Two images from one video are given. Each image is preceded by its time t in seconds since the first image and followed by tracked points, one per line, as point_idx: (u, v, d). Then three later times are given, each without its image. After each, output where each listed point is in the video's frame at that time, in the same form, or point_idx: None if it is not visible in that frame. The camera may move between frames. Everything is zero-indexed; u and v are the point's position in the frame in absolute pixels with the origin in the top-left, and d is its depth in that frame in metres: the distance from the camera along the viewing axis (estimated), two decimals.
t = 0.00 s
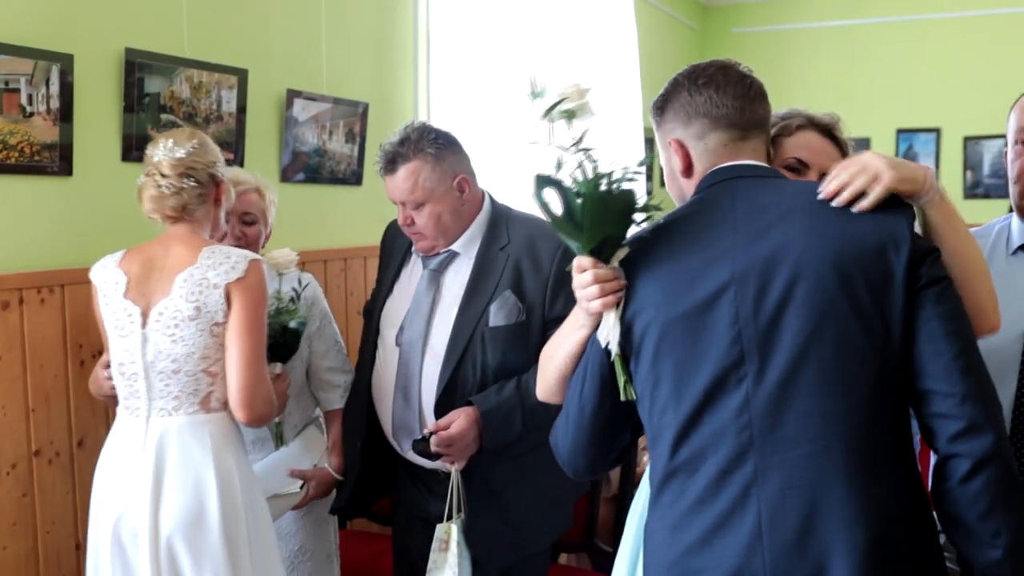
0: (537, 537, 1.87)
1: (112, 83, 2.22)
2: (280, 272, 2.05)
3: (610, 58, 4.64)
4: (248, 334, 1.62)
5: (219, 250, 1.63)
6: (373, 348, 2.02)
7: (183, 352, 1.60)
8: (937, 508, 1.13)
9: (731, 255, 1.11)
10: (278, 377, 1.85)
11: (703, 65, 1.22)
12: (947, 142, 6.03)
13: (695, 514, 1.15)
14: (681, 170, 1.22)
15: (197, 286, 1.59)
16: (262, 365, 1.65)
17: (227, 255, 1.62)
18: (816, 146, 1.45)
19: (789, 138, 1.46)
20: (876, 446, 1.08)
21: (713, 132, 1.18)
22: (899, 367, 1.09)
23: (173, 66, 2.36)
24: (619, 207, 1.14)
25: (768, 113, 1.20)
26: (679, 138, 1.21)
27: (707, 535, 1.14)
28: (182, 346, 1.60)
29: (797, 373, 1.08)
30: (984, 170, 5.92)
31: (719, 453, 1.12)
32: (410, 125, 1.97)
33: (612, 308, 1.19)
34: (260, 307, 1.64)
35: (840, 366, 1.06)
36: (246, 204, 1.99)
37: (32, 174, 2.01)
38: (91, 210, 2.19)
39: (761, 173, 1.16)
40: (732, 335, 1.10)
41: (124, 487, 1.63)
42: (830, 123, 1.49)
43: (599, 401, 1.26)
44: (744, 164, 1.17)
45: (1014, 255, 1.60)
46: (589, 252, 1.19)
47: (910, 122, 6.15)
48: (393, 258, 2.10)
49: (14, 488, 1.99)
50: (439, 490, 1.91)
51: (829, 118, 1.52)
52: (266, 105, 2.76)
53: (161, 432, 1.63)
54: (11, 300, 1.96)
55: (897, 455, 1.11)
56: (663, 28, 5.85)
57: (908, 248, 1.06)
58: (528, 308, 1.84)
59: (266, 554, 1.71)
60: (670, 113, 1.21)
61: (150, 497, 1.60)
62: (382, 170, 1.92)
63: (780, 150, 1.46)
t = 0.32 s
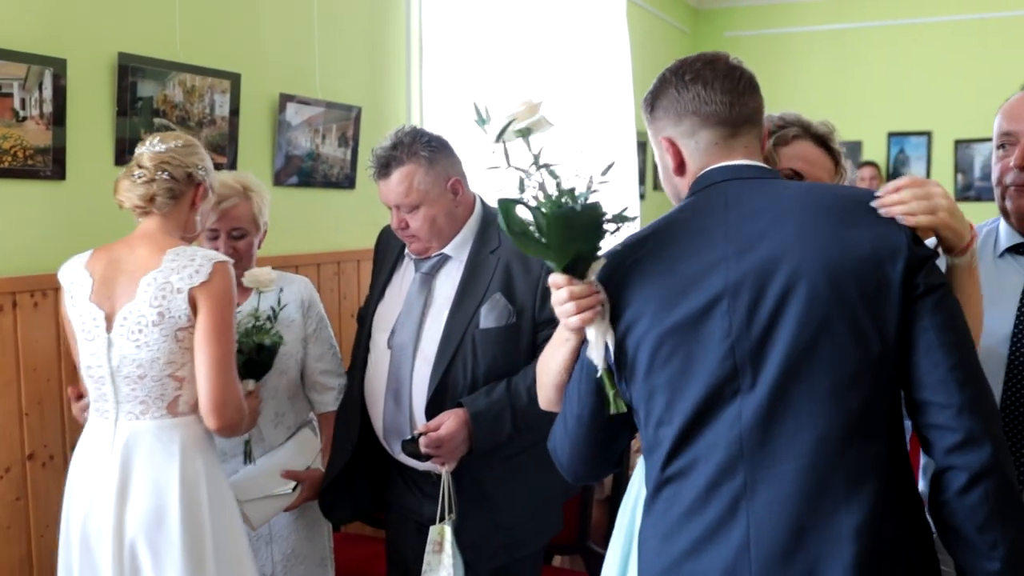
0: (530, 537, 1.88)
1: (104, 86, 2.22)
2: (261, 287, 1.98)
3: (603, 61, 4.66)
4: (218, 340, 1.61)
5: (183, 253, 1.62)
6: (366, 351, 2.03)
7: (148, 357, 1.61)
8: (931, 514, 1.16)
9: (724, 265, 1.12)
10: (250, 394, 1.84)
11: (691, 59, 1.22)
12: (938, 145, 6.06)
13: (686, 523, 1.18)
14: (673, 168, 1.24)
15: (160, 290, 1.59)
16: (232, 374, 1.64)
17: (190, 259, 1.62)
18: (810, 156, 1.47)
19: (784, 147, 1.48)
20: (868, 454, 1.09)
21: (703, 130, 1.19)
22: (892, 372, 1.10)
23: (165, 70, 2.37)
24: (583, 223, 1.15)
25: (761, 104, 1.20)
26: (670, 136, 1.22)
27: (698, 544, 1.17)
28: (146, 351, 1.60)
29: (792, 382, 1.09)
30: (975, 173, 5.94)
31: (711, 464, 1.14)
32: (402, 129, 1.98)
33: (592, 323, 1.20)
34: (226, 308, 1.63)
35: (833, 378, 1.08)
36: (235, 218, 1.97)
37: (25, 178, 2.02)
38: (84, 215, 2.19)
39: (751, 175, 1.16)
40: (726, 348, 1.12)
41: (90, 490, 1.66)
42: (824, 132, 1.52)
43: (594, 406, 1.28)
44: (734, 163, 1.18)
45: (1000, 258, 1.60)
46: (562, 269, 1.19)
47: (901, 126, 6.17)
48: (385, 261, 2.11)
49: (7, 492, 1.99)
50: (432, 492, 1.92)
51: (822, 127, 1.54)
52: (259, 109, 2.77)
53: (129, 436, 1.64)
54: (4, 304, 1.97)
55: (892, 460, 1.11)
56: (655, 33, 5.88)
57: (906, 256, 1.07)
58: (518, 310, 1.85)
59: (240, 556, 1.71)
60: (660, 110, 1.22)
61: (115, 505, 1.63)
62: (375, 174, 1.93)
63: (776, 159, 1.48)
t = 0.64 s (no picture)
0: (527, 539, 1.89)
1: (104, 91, 2.24)
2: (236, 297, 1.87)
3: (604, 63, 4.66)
4: (196, 346, 1.62)
5: (164, 257, 1.63)
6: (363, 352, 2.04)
7: (123, 360, 1.62)
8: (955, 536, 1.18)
9: (750, 282, 1.09)
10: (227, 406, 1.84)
11: (714, 42, 1.20)
12: (937, 148, 6.07)
13: (703, 544, 1.18)
14: (697, 158, 1.24)
15: (138, 293, 1.60)
16: (209, 380, 1.65)
17: (170, 263, 1.62)
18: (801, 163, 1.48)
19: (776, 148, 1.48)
20: (885, 470, 1.09)
21: (721, 119, 1.17)
22: (923, 392, 1.09)
23: (165, 74, 2.38)
24: (543, 241, 1.38)
25: (788, 83, 1.16)
26: (692, 124, 1.21)
27: (714, 564, 1.17)
28: (122, 353, 1.61)
29: (820, 407, 1.08)
30: (973, 176, 5.96)
31: (734, 482, 1.14)
32: (399, 132, 1.98)
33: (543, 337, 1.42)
34: (206, 312, 1.64)
35: (861, 404, 1.07)
36: (227, 231, 1.97)
37: (26, 182, 2.03)
38: (84, 218, 2.21)
39: (776, 174, 1.13)
40: (752, 371, 1.10)
41: (66, 488, 1.67)
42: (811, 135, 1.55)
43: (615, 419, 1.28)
44: (767, 161, 1.14)
45: (998, 259, 1.68)
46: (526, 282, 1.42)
47: (900, 128, 6.18)
48: (383, 264, 2.12)
49: (7, 494, 2.01)
50: (429, 494, 1.93)
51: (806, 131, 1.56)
52: (258, 113, 2.78)
53: (104, 439, 1.66)
54: (4, 308, 1.98)
55: (913, 477, 1.11)
56: (655, 36, 5.89)
57: (941, 280, 1.05)
58: (513, 312, 1.86)
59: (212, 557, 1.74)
60: (683, 97, 1.21)
61: (88, 506, 1.64)
62: (372, 178, 1.94)
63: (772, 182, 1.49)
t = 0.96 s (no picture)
0: (519, 541, 1.89)
1: (99, 94, 2.24)
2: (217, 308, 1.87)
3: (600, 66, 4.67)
4: (179, 346, 1.63)
5: (147, 256, 1.64)
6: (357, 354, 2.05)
7: (107, 359, 1.62)
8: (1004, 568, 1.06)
9: (788, 290, 0.97)
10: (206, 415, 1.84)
11: (772, 22, 1.04)
12: (933, 150, 6.08)
13: None
14: (742, 147, 1.08)
15: (120, 292, 1.61)
16: (191, 379, 1.66)
17: (152, 263, 1.63)
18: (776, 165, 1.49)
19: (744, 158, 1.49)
20: (927, 504, 0.97)
21: (768, 109, 1.02)
22: (971, 428, 0.96)
23: (161, 77, 2.39)
24: (560, 278, 1.47)
25: (848, 76, 1.00)
26: (739, 110, 1.06)
27: None
28: (105, 352, 1.62)
29: (857, 437, 0.95)
30: (968, 177, 5.97)
31: (756, 513, 1.02)
32: (395, 134, 1.99)
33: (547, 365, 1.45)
34: (188, 311, 1.65)
35: (905, 430, 0.94)
36: (213, 223, 1.98)
37: (21, 184, 2.04)
38: (80, 220, 2.22)
39: (826, 178, 1.00)
40: (786, 390, 0.97)
41: (51, 488, 1.68)
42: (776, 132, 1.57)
43: (642, 443, 1.16)
44: (808, 160, 1.01)
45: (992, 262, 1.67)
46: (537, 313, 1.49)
47: (896, 131, 6.20)
48: (377, 264, 2.13)
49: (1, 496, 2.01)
50: (422, 496, 1.94)
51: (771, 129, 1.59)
52: (253, 116, 2.79)
53: (88, 438, 1.66)
54: None
55: (961, 521, 0.99)
56: (651, 39, 5.91)
57: (1001, 305, 0.91)
58: (506, 314, 1.87)
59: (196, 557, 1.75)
60: (732, 82, 1.06)
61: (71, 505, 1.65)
62: (367, 179, 1.95)
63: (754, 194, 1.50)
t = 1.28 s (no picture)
0: (510, 539, 1.89)
1: (91, 94, 2.24)
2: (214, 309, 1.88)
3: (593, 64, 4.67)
4: (169, 342, 1.63)
5: (135, 253, 1.64)
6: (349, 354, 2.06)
7: (99, 358, 1.62)
8: None
9: (817, 299, 0.94)
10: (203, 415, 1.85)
11: (825, 16, 1.04)
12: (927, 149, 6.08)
13: None
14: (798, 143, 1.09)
15: (109, 289, 1.61)
16: (184, 375, 1.66)
17: (139, 259, 1.63)
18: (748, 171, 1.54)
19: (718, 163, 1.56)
20: (959, 535, 0.92)
21: (806, 98, 1.01)
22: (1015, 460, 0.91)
23: (154, 77, 2.39)
24: (591, 317, 1.47)
25: (886, 58, 0.96)
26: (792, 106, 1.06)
27: None
28: (97, 351, 1.62)
29: (886, 458, 0.92)
30: (962, 176, 5.95)
31: (780, 535, 0.98)
32: (383, 134, 1.99)
33: (579, 400, 1.53)
34: (178, 309, 1.65)
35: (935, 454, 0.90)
36: (203, 215, 1.98)
37: (13, 184, 2.04)
38: (71, 219, 2.22)
39: (868, 178, 0.97)
40: (810, 403, 0.95)
41: (45, 488, 1.68)
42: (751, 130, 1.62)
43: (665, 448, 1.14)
44: (854, 157, 0.99)
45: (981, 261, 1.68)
46: (566, 350, 1.51)
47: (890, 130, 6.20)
48: (368, 263, 2.13)
49: None
50: (414, 495, 1.94)
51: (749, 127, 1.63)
52: (245, 115, 2.78)
53: (81, 438, 1.66)
54: None
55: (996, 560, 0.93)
56: (645, 38, 5.91)
57: None
58: (498, 312, 1.88)
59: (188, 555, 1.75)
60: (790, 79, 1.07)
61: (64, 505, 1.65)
62: (357, 178, 1.95)
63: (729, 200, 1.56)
